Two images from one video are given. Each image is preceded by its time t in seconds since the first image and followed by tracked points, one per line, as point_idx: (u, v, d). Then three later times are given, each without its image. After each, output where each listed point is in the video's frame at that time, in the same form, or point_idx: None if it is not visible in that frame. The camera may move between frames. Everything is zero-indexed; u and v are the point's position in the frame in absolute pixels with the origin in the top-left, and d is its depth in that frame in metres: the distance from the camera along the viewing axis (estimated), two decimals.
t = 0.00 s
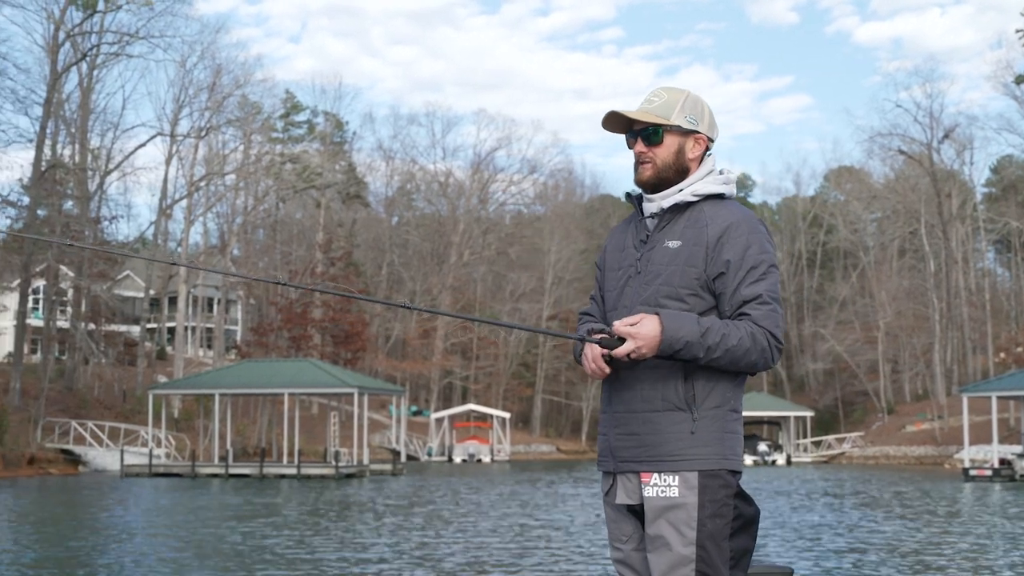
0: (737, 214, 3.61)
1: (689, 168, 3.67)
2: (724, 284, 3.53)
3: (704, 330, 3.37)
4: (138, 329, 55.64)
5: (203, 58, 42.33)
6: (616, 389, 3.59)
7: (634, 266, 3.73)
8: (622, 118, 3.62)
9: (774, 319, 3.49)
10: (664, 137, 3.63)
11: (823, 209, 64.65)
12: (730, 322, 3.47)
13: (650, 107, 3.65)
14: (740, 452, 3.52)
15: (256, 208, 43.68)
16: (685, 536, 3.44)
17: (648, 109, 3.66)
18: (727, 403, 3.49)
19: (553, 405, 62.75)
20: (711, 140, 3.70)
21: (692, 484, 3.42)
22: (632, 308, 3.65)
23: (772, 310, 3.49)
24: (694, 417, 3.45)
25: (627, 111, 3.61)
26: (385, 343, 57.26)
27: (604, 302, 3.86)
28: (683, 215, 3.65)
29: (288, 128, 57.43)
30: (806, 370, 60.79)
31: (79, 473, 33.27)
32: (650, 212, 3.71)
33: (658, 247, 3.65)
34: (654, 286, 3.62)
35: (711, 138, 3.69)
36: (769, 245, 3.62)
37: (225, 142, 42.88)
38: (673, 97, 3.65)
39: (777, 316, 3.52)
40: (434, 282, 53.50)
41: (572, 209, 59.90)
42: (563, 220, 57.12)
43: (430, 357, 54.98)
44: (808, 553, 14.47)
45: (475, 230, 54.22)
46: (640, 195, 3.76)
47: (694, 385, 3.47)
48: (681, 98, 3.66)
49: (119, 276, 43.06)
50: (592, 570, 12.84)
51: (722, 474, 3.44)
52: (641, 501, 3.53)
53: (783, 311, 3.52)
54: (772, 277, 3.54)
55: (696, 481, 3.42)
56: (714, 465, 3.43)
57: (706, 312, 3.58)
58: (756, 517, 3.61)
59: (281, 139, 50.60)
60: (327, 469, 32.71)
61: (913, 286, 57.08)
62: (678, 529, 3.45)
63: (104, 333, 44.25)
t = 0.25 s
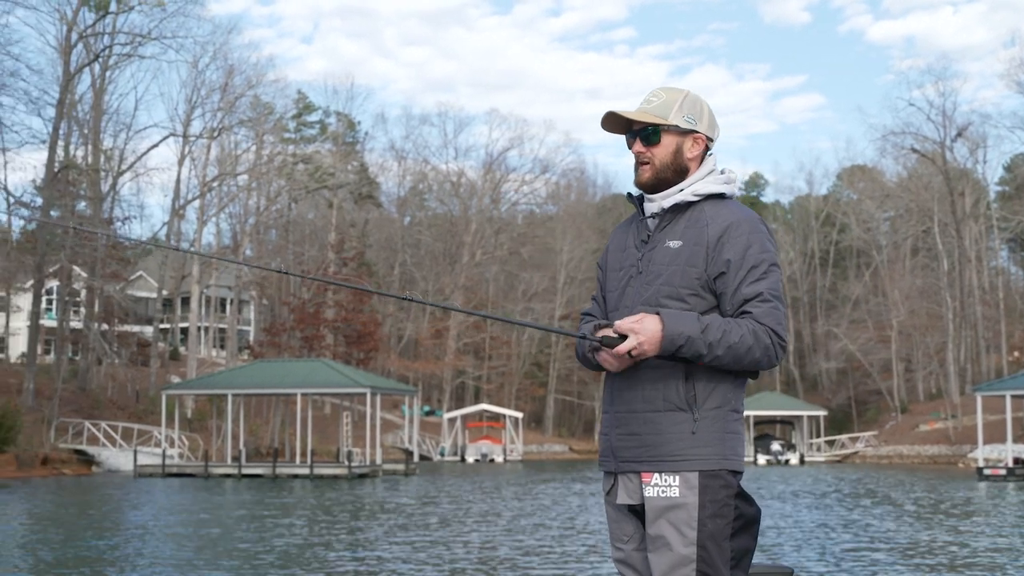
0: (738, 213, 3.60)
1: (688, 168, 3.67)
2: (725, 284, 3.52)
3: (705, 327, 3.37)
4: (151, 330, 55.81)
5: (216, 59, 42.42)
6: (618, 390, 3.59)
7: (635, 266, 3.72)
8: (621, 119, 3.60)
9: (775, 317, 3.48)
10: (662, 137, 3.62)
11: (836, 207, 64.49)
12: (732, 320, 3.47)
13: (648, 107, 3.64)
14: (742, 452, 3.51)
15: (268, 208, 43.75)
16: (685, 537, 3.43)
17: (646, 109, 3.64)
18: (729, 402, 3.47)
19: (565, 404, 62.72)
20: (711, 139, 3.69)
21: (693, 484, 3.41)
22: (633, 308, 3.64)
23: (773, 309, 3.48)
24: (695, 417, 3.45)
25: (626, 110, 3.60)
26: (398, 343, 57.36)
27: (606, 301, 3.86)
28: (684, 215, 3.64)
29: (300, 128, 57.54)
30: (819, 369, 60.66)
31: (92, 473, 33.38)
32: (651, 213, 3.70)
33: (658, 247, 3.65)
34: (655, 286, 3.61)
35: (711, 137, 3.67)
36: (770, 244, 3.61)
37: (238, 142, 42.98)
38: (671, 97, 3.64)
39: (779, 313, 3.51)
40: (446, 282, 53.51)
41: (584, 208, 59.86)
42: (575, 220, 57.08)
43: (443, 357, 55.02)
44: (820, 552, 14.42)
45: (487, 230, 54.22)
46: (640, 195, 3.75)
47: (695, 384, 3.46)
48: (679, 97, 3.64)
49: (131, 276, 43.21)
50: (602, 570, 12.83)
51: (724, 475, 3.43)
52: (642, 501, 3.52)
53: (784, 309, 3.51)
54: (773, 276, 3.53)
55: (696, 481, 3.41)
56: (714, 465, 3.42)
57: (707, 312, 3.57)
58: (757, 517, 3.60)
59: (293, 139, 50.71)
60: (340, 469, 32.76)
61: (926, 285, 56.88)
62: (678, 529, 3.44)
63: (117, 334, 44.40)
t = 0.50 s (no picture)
0: (739, 213, 3.59)
1: (688, 168, 3.66)
2: (728, 284, 3.51)
3: (710, 329, 3.36)
4: (165, 330, 55.93)
5: (228, 59, 42.51)
6: (619, 392, 3.58)
7: (637, 267, 3.71)
8: (619, 120, 3.61)
9: (780, 316, 3.46)
10: (661, 137, 3.61)
11: (849, 207, 64.32)
12: (735, 321, 3.45)
13: (647, 107, 3.64)
14: (742, 453, 3.51)
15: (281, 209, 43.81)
16: (686, 537, 3.43)
17: (645, 110, 3.65)
18: (730, 403, 3.47)
19: (578, 404, 62.67)
20: (711, 139, 3.68)
21: (695, 484, 3.41)
22: (635, 310, 3.64)
23: (777, 308, 3.47)
24: (696, 417, 3.44)
25: (625, 112, 3.60)
26: (410, 343, 57.41)
27: (608, 302, 3.85)
28: (685, 215, 3.63)
29: (313, 128, 57.64)
30: (832, 369, 60.50)
31: (106, 473, 33.47)
32: (652, 212, 3.69)
33: (660, 247, 3.64)
34: (657, 286, 3.60)
35: (711, 138, 3.66)
36: (772, 243, 3.60)
37: (250, 142, 43.06)
38: (670, 97, 3.64)
39: (783, 312, 3.49)
40: (459, 283, 53.52)
41: (597, 208, 59.81)
42: (587, 220, 57.02)
43: (455, 357, 55.03)
44: (831, 552, 14.39)
45: (499, 229, 54.24)
46: (640, 196, 3.74)
47: (697, 386, 3.45)
48: (678, 97, 3.64)
49: (145, 276, 43.33)
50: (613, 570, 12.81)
51: (725, 475, 3.43)
52: (643, 501, 3.52)
53: (789, 307, 3.50)
54: (776, 275, 3.52)
55: (698, 482, 3.41)
56: (716, 466, 3.41)
57: (711, 312, 3.56)
58: (759, 517, 3.59)
59: (305, 140, 50.80)
60: (353, 469, 32.78)
61: (940, 284, 56.67)
62: (680, 529, 3.43)
63: (130, 334, 44.52)
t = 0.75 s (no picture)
0: (739, 212, 3.58)
1: (688, 167, 3.65)
2: (729, 283, 3.50)
3: (712, 333, 3.37)
4: (177, 330, 56.07)
5: (240, 60, 42.58)
6: (622, 394, 3.59)
7: (637, 266, 3.71)
8: (618, 121, 3.61)
9: (782, 314, 3.45)
10: (659, 138, 3.61)
11: (862, 206, 64.16)
12: (737, 321, 3.45)
13: (644, 109, 3.64)
14: (743, 453, 3.51)
15: (293, 209, 43.88)
16: (687, 537, 3.43)
17: (643, 110, 3.64)
18: (731, 403, 3.47)
19: (590, 404, 62.65)
20: (711, 139, 3.67)
21: (695, 485, 3.41)
22: (637, 310, 3.64)
23: (779, 306, 3.46)
24: (696, 417, 3.44)
25: (623, 112, 3.61)
26: (422, 343, 57.45)
27: (610, 303, 3.85)
28: (684, 214, 3.63)
29: (325, 128, 57.72)
30: (845, 369, 60.36)
31: (118, 473, 33.55)
32: (652, 212, 3.69)
33: (660, 247, 3.64)
34: (658, 286, 3.61)
35: (710, 137, 3.66)
36: (773, 241, 3.59)
37: (263, 143, 43.15)
38: (668, 97, 3.63)
39: (785, 311, 3.49)
40: (471, 282, 53.53)
41: (609, 207, 59.76)
42: (599, 220, 56.96)
43: (467, 357, 55.06)
44: (842, 552, 14.36)
45: (511, 229, 54.27)
46: (640, 196, 3.74)
47: (698, 387, 3.45)
48: (676, 97, 3.64)
49: (157, 277, 43.44)
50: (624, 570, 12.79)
51: (725, 474, 3.43)
52: (644, 501, 3.52)
53: (791, 305, 3.49)
54: (776, 273, 3.51)
55: (698, 482, 3.41)
56: (716, 466, 3.41)
57: (712, 312, 3.56)
58: (761, 516, 3.58)
59: (317, 140, 50.86)
60: (365, 469, 32.80)
61: (953, 284, 56.46)
62: (681, 529, 3.43)
63: (143, 334, 44.65)
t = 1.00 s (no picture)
0: (738, 211, 3.58)
1: (687, 167, 3.65)
2: (727, 283, 3.50)
3: (711, 336, 3.37)
4: (189, 330, 56.23)
5: (252, 59, 42.69)
6: (619, 395, 3.59)
7: (635, 267, 3.71)
8: (617, 122, 3.62)
9: (781, 315, 3.45)
10: (657, 138, 3.61)
11: (874, 206, 64.01)
12: (736, 322, 3.44)
13: (643, 109, 3.64)
14: (742, 454, 3.51)
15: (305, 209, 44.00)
16: (686, 538, 3.42)
17: (641, 111, 3.64)
18: (731, 403, 3.48)
19: (602, 404, 62.61)
20: (710, 138, 3.67)
21: (694, 485, 3.41)
22: (635, 311, 3.64)
23: (778, 307, 3.45)
24: (696, 417, 3.45)
25: (622, 113, 3.61)
26: (434, 343, 57.49)
27: (609, 303, 3.85)
28: (684, 214, 3.63)
29: (337, 128, 57.82)
30: (857, 368, 60.24)
31: (131, 473, 33.63)
32: (651, 211, 3.69)
33: (658, 247, 3.64)
34: (656, 285, 3.61)
35: (709, 137, 3.66)
36: (771, 241, 3.59)
37: (275, 143, 43.24)
38: (666, 97, 3.64)
39: (785, 310, 3.47)
40: (483, 282, 53.57)
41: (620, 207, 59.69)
42: (611, 220, 56.97)
43: (479, 357, 55.10)
44: (854, 553, 14.36)
45: (522, 229, 54.30)
46: (640, 196, 3.73)
47: (695, 390, 3.45)
48: (674, 97, 3.64)
49: (169, 277, 43.60)
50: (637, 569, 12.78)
51: (724, 475, 3.43)
52: (644, 501, 3.52)
53: (790, 305, 3.48)
54: (775, 273, 3.50)
55: (698, 483, 3.41)
56: (716, 467, 3.41)
57: (712, 312, 3.55)
58: (760, 516, 3.58)
59: (329, 140, 50.95)
60: (376, 469, 32.84)
61: (966, 284, 56.29)
62: (680, 530, 3.43)
63: (155, 333, 44.84)
